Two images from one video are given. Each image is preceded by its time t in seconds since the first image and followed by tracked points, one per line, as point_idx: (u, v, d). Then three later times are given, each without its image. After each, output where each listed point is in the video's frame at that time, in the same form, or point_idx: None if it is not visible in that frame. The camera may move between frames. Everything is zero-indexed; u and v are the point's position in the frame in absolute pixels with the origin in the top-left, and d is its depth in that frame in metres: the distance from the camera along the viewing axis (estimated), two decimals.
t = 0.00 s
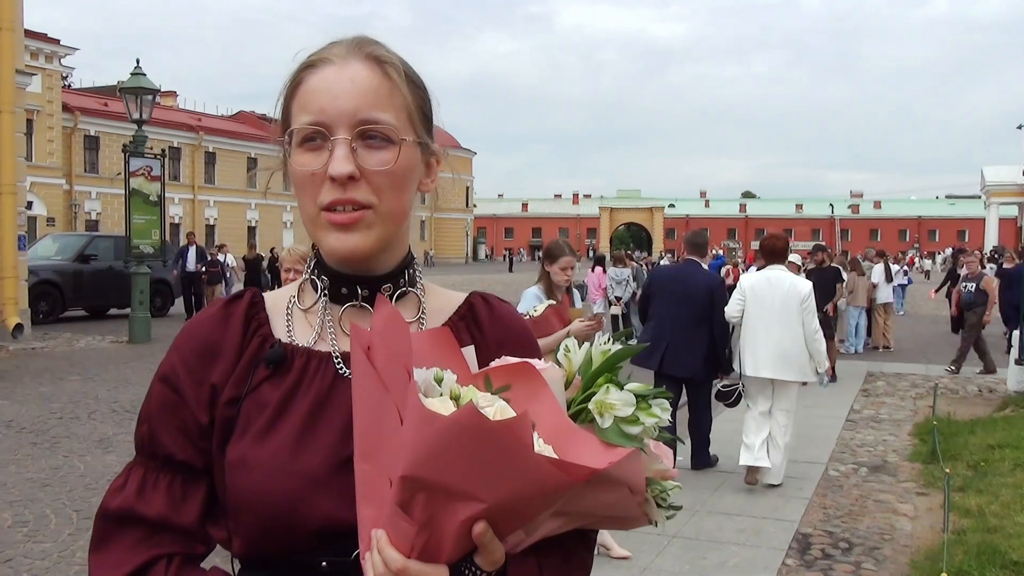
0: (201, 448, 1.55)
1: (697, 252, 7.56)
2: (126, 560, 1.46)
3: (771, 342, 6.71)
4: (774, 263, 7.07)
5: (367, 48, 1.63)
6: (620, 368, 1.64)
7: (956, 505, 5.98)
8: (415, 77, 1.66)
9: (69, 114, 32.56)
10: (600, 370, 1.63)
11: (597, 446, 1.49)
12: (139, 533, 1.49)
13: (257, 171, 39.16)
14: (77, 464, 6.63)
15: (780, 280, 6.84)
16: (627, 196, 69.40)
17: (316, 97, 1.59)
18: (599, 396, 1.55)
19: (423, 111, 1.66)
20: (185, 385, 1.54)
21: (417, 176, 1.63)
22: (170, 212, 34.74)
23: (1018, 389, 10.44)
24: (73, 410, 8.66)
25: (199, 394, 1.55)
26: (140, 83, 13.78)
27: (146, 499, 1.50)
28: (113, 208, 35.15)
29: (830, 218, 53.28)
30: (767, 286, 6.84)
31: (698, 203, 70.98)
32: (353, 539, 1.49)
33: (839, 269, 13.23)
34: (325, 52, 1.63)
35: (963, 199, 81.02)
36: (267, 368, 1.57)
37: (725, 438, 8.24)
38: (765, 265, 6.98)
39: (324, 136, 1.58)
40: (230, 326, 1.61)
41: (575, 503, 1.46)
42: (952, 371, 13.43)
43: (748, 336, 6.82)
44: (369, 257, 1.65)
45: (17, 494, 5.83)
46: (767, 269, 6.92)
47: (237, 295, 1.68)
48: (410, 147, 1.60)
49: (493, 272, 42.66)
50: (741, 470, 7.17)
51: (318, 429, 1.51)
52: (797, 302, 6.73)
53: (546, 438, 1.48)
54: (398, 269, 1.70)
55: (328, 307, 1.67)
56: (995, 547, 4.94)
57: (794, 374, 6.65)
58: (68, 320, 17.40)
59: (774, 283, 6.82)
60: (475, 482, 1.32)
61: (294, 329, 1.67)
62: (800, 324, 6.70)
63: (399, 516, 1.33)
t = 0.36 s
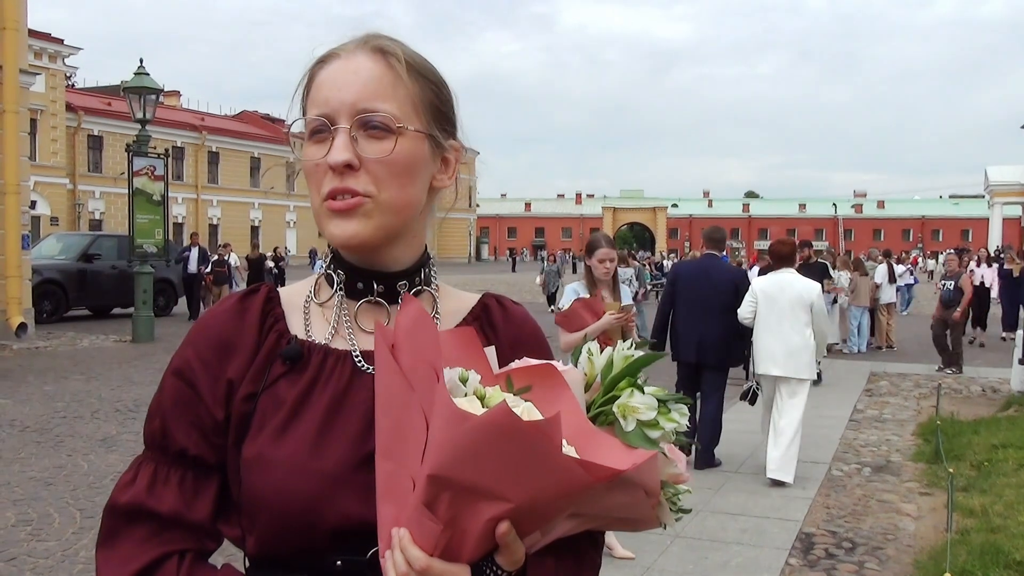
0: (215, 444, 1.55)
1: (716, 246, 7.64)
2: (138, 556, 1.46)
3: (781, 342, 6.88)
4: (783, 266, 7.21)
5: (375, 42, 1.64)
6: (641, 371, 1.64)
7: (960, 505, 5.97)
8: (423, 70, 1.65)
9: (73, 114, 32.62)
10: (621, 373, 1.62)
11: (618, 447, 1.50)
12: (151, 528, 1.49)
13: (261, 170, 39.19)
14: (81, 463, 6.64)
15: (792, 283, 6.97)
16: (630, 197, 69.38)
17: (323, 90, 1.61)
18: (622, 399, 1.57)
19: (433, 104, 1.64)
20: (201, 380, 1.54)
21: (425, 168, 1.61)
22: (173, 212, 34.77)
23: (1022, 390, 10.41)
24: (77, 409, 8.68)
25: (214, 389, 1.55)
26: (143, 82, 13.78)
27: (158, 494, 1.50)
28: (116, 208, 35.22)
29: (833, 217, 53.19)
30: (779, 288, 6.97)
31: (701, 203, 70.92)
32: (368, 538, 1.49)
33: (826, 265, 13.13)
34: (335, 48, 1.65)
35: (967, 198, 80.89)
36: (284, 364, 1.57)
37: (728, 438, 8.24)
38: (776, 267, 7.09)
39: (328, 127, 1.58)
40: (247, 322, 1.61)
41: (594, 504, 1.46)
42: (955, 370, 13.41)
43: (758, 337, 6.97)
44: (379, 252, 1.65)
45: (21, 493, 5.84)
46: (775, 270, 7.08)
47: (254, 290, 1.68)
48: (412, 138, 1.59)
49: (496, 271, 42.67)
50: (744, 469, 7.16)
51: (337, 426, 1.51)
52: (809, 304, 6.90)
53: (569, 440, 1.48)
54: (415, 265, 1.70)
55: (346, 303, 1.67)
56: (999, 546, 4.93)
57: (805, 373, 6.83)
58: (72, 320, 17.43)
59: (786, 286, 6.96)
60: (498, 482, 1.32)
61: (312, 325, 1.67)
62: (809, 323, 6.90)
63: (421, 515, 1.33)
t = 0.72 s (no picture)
0: (214, 442, 1.55)
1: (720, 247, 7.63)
2: (137, 554, 1.46)
3: (791, 332, 7.29)
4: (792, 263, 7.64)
5: (369, 44, 1.63)
6: (638, 369, 1.64)
7: (962, 504, 5.96)
8: (418, 70, 1.63)
9: (74, 114, 32.63)
10: (617, 371, 1.62)
11: (615, 443, 1.49)
12: (149, 527, 1.49)
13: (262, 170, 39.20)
14: (83, 463, 6.64)
15: (800, 278, 7.39)
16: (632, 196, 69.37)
17: (317, 92, 1.60)
18: (619, 396, 1.56)
19: (427, 105, 1.63)
20: (200, 379, 1.54)
21: (419, 171, 1.61)
22: (175, 212, 34.77)
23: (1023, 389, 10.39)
24: (78, 409, 8.68)
25: (213, 388, 1.54)
26: (144, 82, 13.78)
27: (157, 493, 1.49)
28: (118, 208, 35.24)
29: (834, 216, 53.13)
30: (789, 283, 7.39)
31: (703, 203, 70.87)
32: (367, 536, 1.49)
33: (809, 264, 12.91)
34: (330, 50, 1.64)
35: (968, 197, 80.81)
36: (283, 363, 1.57)
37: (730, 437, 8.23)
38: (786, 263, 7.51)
39: (322, 131, 1.58)
40: (245, 321, 1.61)
41: (593, 502, 1.46)
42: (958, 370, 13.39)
43: (768, 327, 7.38)
44: (375, 253, 1.65)
45: (21, 493, 5.84)
46: (788, 265, 7.52)
47: (252, 289, 1.68)
48: (406, 141, 1.58)
49: (497, 271, 42.65)
50: (745, 469, 7.15)
51: (336, 424, 1.51)
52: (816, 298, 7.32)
53: (567, 436, 1.48)
54: (413, 265, 1.70)
55: (344, 303, 1.67)
56: (1000, 546, 4.92)
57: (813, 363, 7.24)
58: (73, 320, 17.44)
59: (795, 281, 7.37)
60: (499, 478, 1.32)
61: (310, 325, 1.66)
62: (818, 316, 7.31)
63: (421, 512, 1.32)
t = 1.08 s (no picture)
0: (212, 442, 1.54)
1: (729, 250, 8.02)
2: (132, 551, 1.45)
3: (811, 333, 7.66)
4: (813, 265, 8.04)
5: (381, 56, 1.60)
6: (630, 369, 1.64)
7: (963, 503, 5.96)
8: (427, 82, 1.63)
9: (75, 114, 32.64)
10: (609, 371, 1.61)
11: (604, 443, 1.48)
12: (146, 524, 1.49)
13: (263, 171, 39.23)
14: (83, 463, 6.65)
15: (818, 279, 7.78)
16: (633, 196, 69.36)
17: (329, 107, 1.58)
18: (609, 395, 1.54)
19: (435, 114, 1.63)
20: (196, 378, 1.54)
21: (427, 183, 1.61)
22: (176, 212, 34.79)
23: None
24: (79, 409, 8.69)
25: (211, 387, 1.54)
26: (145, 82, 13.78)
27: (153, 490, 1.49)
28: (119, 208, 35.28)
29: (835, 216, 53.12)
30: (806, 283, 7.79)
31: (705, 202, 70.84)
32: (362, 535, 1.48)
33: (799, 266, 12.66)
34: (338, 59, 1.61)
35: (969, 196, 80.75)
36: (280, 362, 1.57)
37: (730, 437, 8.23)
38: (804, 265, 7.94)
39: (335, 147, 1.56)
40: (243, 321, 1.61)
41: (585, 500, 1.45)
42: (959, 369, 13.38)
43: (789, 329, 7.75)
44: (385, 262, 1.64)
45: (23, 493, 5.84)
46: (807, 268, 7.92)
47: (250, 290, 1.67)
48: (420, 161, 1.59)
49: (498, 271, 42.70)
50: (746, 468, 7.15)
51: (333, 423, 1.51)
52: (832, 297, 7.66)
53: (558, 437, 1.46)
54: (411, 268, 1.70)
55: (341, 305, 1.66)
56: (1001, 545, 4.92)
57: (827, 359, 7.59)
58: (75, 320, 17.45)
59: (813, 281, 7.77)
60: (493, 476, 1.31)
61: (307, 324, 1.66)
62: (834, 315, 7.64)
63: (412, 508, 1.31)
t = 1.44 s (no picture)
0: (213, 445, 1.54)
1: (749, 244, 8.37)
2: (134, 557, 1.45)
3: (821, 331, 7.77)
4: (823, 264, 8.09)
5: (364, 46, 1.61)
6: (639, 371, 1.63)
7: (965, 503, 5.95)
8: (413, 69, 1.62)
9: (77, 115, 32.67)
10: (618, 373, 1.61)
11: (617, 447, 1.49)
12: (148, 529, 1.48)
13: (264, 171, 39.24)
14: (85, 464, 6.65)
15: (828, 280, 7.83)
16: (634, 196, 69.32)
17: (313, 96, 1.59)
18: (620, 398, 1.56)
19: (424, 104, 1.62)
20: (198, 381, 1.53)
21: (418, 172, 1.60)
22: (177, 212, 34.80)
23: None
24: (80, 409, 8.69)
25: (212, 390, 1.54)
26: (147, 83, 13.77)
27: (154, 495, 1.49)
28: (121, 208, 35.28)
29: (837, 216, 53.09)
30: (816, 283, 7.84)
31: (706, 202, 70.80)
32: (366, 540, 1.48)
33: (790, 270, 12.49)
34: (323, 53, 1.63)
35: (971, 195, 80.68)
36: (283, 365, 1.56)
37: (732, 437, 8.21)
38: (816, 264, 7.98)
39: (319, 136, 1.57)
40: (244, 323, 1.60)
41: (593, 506, 1.45)
42: (961, 369, 13.36)
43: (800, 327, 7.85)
44: (376, 256, 1.63)
45: (24, 493, 5.83)
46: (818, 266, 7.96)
47: (252, 291, 1.67)
48: (405, 143, 1.57)
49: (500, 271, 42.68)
50: (749, 468, 7.14)
51: (336, 426, 1.50)
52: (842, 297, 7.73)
53: (569, 441, 1.47)
54: (412, 268, 1.69)
55: (343, 306, 1.66)
56: (1004, 545, 4.91)
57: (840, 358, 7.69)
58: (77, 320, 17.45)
59: (824, 282, 7.82)
60: (500, 482, 1.30)
61: (309, 327, 1.65)
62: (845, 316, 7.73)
63: (421, 515, 1.31)
